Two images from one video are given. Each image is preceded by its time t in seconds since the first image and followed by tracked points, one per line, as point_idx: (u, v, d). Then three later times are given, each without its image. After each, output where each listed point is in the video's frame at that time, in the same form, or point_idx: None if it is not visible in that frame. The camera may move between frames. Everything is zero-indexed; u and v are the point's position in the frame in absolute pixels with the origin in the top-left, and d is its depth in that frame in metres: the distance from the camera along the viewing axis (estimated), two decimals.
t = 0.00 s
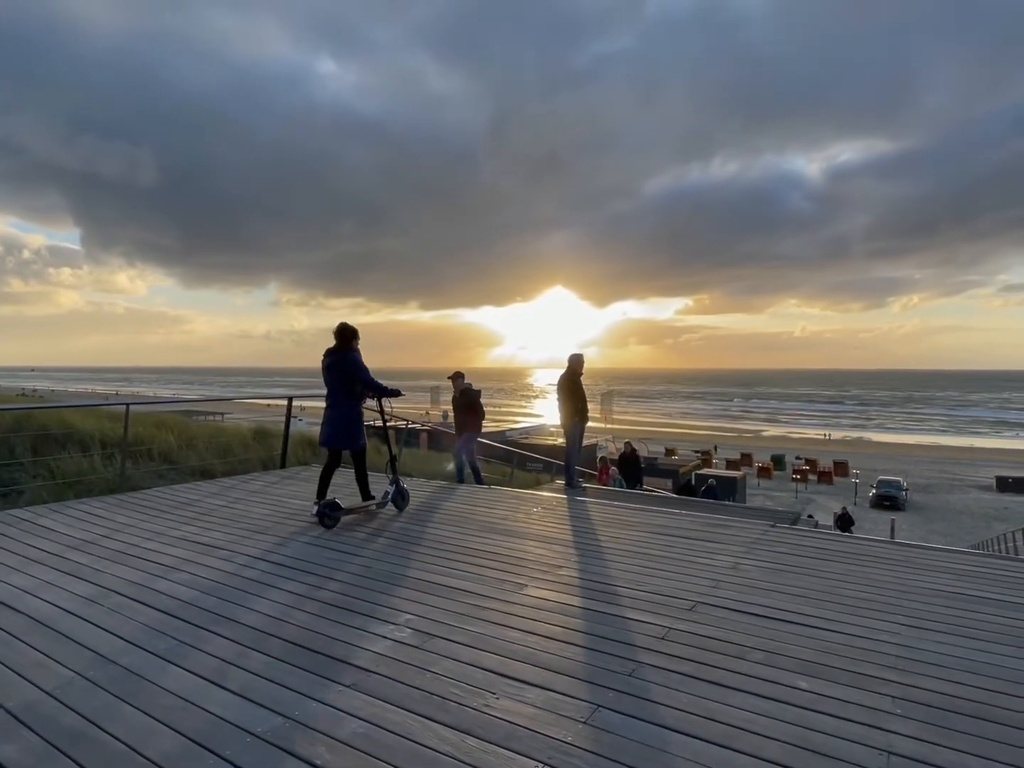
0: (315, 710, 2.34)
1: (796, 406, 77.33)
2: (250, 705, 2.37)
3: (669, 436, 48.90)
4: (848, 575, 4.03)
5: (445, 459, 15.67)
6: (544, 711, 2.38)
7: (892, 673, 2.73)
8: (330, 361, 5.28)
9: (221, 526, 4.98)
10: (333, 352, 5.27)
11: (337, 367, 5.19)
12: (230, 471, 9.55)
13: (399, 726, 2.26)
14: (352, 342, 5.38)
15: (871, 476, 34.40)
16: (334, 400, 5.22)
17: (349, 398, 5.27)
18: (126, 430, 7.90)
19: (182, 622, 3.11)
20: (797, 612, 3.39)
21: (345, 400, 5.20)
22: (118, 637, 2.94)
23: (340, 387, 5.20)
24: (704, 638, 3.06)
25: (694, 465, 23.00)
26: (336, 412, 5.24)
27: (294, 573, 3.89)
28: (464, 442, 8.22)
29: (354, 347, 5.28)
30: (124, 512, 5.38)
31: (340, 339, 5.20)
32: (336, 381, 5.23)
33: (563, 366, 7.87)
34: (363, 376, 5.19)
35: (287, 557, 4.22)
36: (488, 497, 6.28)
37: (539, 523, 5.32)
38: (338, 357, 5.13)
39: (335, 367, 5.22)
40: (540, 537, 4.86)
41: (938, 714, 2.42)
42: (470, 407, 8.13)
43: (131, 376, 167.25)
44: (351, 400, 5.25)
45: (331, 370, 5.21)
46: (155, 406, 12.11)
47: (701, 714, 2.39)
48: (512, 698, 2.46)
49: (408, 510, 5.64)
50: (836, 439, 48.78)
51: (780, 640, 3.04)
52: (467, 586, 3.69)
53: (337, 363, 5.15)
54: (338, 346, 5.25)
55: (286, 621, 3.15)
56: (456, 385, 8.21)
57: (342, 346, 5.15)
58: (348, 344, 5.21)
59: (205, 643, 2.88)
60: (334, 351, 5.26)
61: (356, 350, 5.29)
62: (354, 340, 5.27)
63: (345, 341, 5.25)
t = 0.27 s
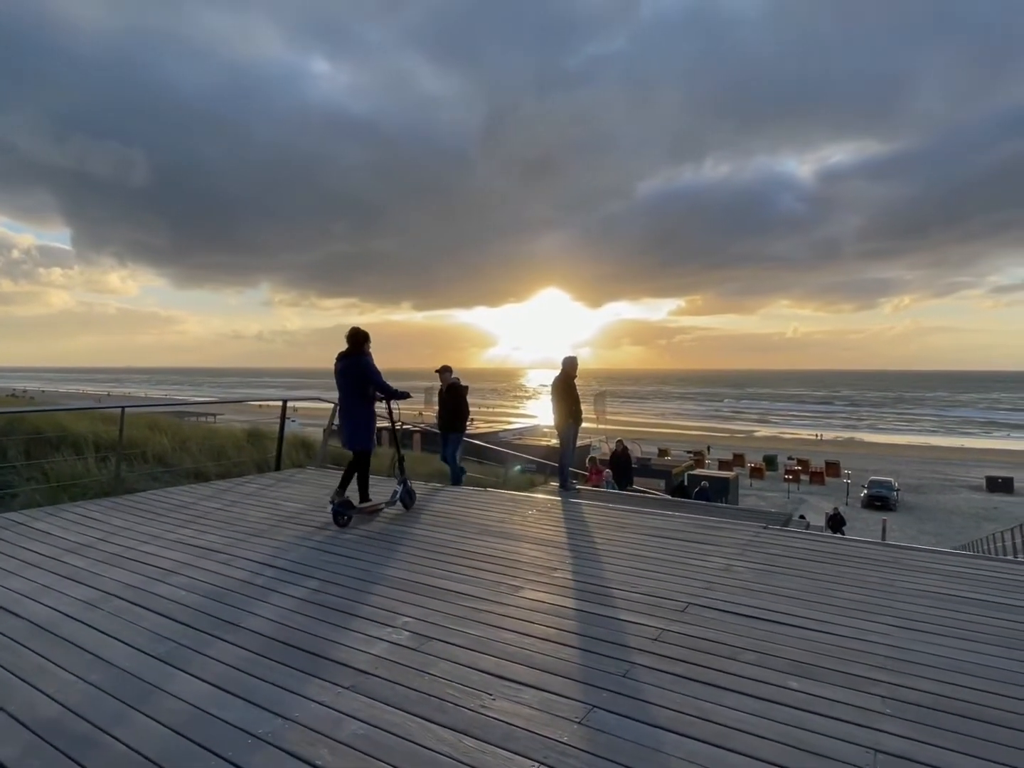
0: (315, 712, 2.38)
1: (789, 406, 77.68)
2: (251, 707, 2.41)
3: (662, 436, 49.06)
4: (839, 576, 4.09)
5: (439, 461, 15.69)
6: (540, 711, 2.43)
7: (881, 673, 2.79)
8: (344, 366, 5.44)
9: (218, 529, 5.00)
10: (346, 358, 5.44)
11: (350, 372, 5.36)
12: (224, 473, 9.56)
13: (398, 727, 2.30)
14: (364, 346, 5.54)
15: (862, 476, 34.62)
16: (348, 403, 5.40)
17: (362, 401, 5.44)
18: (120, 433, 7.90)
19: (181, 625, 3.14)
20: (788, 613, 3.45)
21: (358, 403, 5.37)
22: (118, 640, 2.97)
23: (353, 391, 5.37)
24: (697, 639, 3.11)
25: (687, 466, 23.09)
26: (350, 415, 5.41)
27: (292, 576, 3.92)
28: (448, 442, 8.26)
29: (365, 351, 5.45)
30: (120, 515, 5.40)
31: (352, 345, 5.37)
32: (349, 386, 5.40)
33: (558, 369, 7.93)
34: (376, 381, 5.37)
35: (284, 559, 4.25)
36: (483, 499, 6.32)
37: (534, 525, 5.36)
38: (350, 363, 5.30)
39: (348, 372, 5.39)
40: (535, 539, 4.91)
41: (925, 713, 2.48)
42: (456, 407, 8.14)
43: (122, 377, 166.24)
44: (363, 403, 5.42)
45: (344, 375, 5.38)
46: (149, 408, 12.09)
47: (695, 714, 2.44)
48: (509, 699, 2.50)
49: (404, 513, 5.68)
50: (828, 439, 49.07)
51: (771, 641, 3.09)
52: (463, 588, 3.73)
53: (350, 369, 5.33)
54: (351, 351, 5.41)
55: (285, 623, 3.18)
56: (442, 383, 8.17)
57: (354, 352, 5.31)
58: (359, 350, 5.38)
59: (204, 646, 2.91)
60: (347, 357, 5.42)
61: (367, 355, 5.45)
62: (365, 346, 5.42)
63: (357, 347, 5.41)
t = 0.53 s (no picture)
0: (313, 705, 2.44)
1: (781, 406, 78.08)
2: (250, 700, 2.47)
3: (655, 436, 49.27)
4: (825, 573, 4.18)
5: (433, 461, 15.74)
6: (532, 703, 2.50)
7: (862, 666, 2.87)
8: (349, 366, 5.55)
9: (214, 529, 5.05)
10: (352, 359, 5.53)
11: (356, 373, 5.48)
12: (218, 473, 9.59)
13: (393, 719, 2.36)
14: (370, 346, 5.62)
15: (854, 475, 34.86)
16: (354, 404, 5.52)
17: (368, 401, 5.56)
18: (114, 434, 7.92)
19: (179, 623, 3.20)
20: (774, 609, 3.53)
21: (363, 404, 5.50)
22: (118, 637, 3.02)
23: (359, 392, 5.49)
24: (685, 634, 3.20)
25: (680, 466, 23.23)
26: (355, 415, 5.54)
27: (288, 575, 3.98)
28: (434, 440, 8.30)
29: (372, 352, 5.53)
30: (116, 516, 5.43)
31: (358, 348, 5.46)
32: (355, 386, 5.51)
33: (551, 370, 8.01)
34: (383, 381, 5.49)
35: (280, 558, 4.31)
36: (477, 498, 6.39)
37: (527, 524, 5.43)
38: (356, 364, 5.41)
39: (355, 373, 5.50)
40: (527, 538, 4.98)
41: (905, 703, 2.56)
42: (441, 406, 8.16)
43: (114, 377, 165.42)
44: (368, 404, 5.53)
45: (350, 376, 5.49)
46: (143, 410, 12.11)
47: (681, 705, 2.52)
48: (501, 693, 2.58)
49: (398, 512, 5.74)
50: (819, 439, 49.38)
51: (756, 636, 3.18)
52: (456, 586, 3.80)
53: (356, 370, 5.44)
54: (357, 353, 5.50)
55: (281, 621, 3.24)
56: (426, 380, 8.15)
57: (360, 355, 5.42)
58: (366, 352, 5.47)
59: (203, 643, 2.97)
60: (353, 358, 5.52)
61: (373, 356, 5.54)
62: (371, 348, 5.51)
63: (363, 348, 5.50)
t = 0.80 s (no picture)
0: (307, 701, 2.47)
1: (774, 405, 78.39)
2: (244, 696, 2.51)
3: (649, 435, 49.40)
4: (814, 570, 4.24)
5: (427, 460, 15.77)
6: (523, 698, 2.54)
7: (847, 661, 2.93)
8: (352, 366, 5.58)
9: (209, 529, 5.07)
10: (354, 359, 5.56)
11: (357, 374, 5.51)
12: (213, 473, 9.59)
13: (387, 714, 2.40)
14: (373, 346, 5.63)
15: (846, 474, 35.05)
16: (356, 404, 5.57)
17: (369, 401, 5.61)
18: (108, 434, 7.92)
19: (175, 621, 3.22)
20: (763, 605, 3.59)
21: (365, 404, 5.55)
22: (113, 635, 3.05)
23: (361, 393, 5.53)
24: (675, 630, 3.24)
25: (673, 464, 23.34)
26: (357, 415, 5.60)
27: (282, 573, 4.01)
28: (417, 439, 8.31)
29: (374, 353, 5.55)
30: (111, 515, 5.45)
31: (360, 349, 5.48)
32: (357, 387, 5.55)
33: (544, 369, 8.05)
34: (385, 381, 5.53)
35: (274, 557, 4.34)
36: (471, 497, 6.42)
37: (521, 523, 5.47)
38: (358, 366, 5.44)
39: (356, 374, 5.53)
40: (521, 536, 5.02)
41: (889, 697, 2.61)
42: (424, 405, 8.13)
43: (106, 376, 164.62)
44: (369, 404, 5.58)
45: (352, 376, 5.53)
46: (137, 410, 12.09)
47: (669, 699, 2.57)
48: (493, 687, 2.62)
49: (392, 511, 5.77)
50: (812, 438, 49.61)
51: (744, 631, 3.23)
52: (450, 583, 3.84)
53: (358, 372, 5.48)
54: (359, 353, 5.53)
55: (276, 619, 3.27)
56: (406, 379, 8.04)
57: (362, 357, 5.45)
58: (367, 354, 5.49)
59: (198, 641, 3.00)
60: (355, 358, 5.55)
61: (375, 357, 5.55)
62: (372, 349, 5.52)
63: (364, 348, 5.52)
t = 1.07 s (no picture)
0: (301, 697, 2.48)
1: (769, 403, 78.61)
2: (239, 693, 2.51)
3: (644, 433, 49.48)
4: (807, 567, 4.26)
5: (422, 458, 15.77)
6: (518, 694, 2.55)
7: (840, 656, 2.95)
8: (353, 364, 5.59)
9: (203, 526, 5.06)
10: (355, 357, 5.57)
11: (358, 372, 5.52)
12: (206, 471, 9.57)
13: (381, 710, 2.41)
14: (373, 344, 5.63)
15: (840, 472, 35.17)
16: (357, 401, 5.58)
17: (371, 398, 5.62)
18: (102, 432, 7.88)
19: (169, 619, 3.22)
20: (756, 601, 3.61)
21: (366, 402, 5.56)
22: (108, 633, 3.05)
23: (362, 390, 5.54)
24: (669, 626, 3.26)
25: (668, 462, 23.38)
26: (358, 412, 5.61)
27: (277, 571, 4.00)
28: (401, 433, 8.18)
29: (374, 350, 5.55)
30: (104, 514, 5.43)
31: (360, 347, 5.48)
32: (358, 384, 5.56)
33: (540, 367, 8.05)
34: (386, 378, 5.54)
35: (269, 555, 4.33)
36: (466, 495, 6.43)
37: (516, 520, 5.49)
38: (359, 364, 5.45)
39: (357, 371, 5.54)
40: (516, 533, 5.03)
41: (881, 691, 2.63)
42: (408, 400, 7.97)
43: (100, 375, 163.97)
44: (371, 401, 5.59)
45: (353, 374, 5.54)
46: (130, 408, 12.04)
47: (664, 694, 2.58)
48: (488, 683, 2.63)
49: (387, 508, 5.77)
50: (806, 436, 49.78)
51: (738, 627, 3.24)
52: (445, 580, 3.84)
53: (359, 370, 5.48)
54: (359, 351, 5.53)
55: (271, 616, 3.27)
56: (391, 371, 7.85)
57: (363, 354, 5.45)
58: (367, 351, 5.49)
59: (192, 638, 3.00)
60: (356, 356, 5.55)
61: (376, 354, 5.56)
62: (373, 346, 5.53)
63: (365, 345, 5.52)
